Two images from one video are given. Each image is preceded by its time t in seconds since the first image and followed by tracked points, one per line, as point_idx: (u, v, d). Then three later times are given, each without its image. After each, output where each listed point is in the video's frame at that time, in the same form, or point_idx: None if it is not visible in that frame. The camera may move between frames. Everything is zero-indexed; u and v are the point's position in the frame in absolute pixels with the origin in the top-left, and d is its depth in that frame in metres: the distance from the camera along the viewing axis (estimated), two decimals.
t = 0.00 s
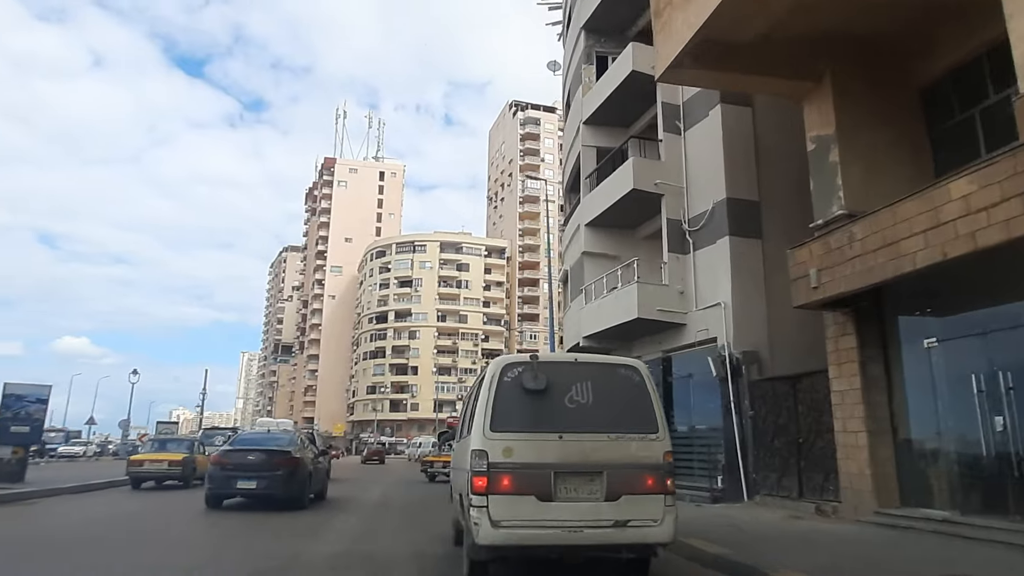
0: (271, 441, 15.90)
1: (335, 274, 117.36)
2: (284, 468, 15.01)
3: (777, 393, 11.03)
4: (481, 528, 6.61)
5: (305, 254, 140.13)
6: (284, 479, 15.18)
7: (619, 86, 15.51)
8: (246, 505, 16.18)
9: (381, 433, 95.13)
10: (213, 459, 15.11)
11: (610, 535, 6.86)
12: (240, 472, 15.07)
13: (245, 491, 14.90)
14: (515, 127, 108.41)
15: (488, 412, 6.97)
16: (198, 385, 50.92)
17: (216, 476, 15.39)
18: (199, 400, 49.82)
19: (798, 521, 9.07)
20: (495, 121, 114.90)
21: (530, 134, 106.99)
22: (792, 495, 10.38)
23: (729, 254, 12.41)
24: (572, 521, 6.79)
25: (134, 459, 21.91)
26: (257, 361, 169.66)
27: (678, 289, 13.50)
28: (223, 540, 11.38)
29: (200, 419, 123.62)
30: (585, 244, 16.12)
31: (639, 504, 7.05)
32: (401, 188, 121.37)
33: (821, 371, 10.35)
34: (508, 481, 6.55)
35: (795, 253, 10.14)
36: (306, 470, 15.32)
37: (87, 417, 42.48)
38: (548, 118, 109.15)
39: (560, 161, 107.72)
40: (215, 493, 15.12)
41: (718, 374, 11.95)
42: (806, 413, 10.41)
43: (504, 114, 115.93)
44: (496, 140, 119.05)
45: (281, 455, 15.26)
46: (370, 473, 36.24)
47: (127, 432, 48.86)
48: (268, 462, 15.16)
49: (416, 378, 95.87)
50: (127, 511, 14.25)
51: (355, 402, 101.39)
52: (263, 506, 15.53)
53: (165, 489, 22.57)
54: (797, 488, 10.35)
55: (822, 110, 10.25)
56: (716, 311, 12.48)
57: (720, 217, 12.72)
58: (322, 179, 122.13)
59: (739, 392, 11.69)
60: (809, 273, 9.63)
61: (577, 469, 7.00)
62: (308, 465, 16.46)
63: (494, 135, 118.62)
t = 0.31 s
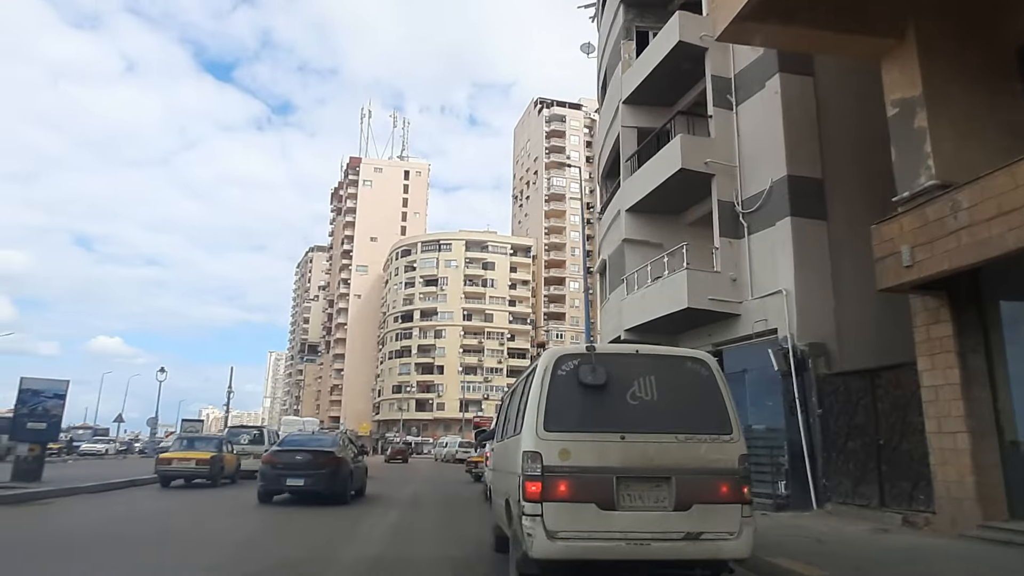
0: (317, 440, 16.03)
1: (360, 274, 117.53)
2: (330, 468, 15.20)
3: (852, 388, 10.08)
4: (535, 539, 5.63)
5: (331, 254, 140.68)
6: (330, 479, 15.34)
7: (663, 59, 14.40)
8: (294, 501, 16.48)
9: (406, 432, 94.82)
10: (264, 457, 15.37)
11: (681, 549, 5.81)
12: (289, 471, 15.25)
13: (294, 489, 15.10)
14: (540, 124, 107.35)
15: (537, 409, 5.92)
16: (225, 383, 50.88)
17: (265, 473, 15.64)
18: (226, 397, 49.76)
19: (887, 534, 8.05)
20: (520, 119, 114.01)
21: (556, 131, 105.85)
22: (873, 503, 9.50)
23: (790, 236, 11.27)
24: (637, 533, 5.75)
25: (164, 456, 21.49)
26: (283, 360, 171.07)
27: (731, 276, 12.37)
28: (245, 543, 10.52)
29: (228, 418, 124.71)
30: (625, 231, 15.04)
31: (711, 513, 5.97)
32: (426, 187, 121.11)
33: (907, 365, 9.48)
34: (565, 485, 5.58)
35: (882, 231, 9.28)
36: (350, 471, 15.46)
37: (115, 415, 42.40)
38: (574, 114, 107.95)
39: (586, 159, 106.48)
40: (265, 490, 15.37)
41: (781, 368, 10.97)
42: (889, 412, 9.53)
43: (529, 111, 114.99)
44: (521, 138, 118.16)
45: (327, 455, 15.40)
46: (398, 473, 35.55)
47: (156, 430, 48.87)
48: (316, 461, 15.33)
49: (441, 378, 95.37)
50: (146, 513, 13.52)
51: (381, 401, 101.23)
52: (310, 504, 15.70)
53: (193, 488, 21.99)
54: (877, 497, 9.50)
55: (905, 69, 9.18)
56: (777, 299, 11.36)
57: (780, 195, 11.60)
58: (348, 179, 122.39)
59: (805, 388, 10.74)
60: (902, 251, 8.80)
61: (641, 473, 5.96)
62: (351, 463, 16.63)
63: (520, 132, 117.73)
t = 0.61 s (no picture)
0: (357, 440, 17.24)
1: (382, 273, 117.46)
2: (370, 466, 16.38)
3: (940, 382, 9.85)
4: (601, 557, 4.68)
5: (352, 254, 140.86)
6: (370, 475, 16.58)
7: (709, 28, 13.55)
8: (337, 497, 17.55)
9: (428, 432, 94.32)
10: (310, 457, 16.68)
11: (772, 569, 4.77)
12: (332, 469, 16.47)
13: (337, 485, 16.30)
14: (562, 121, 106.25)
15: (597, 401, 5.03)
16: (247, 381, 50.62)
17: (311, 470, 16.88)
18: (247, 396, 49.50)
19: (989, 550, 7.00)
20: (541, 116, 112.97)
21: (578, 128, 104.75)
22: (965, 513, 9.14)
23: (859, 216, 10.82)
24: (721, 549, 4.74)
25: (188, 456, 20.89)
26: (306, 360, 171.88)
27: (787, 260, 12.01)
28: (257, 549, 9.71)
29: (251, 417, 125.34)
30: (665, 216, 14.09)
31: (806, 527, 4.93)
32: (447, 185, 120.63)
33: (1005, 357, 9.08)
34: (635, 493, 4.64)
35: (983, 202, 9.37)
36: (389, 468, 16.63)
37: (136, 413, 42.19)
38: (596, 111, 106.63)
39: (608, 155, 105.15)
40: (311, 486, 16.62)
41: (850, 362, 10.69)
42: (984, 414, 9.13)
43: (550, 108, 113.90)
44: (542, 135, 117.16)
45: (367, 454, 16.62)
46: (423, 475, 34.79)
47: (177, 429, 48.65)
48: (356, 460, 16.56)
49: (463, 377, 94.80)
50: (157, 515, 12.85)
51: (403, 400, 100.91)
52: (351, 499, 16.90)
53: (217, 487, 21.35)
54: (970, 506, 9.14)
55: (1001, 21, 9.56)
56: (844, 285, 11.01)
57: (844, 170, 11.17)
58: (369, 178, 122.39)
59: (879, 380, 10.56)
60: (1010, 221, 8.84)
61: (722, 478, 4.96)
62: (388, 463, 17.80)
63: (541, 130, 116.71)
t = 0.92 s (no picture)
0: (393, 442, 18.70)
1: (398, 272, 117.04)
2: (407, 465, 17.80)
3: None
4: None
5: (369, 253, 140.82)
6: (405, 475, 18.00)
7: None
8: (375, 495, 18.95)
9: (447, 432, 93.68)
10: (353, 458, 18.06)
11: None
12: (372, 468, 17.87)
13: (377, 483, 17.67)
14: (580, 118, 104.89)
15: (681, 388, 4.01)
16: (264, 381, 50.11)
17: (352, 470, 18.27)
18: (264, 395, 49.06)
19: None
20: (558, 113, 111.87)
21: (596, 125, 103.40)
22: None
23: (939, 187, 10.01)
24: None
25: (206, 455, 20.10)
26: (324, 359, 172.25)
27: (853, 240, 11.29)
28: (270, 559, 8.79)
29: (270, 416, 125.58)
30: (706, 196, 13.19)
31: (949, 551, 3.81)
32: (464, 184, 119.99)
33: None
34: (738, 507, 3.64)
35: None
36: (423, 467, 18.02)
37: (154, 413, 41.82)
38: (614, 107, 105.31)
39: (626, 152, 103.82)
40: (351, 484, 18.00)
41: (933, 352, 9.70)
42: None
43: (567, 105, 112.74)
44: (559, 132, 115.95)
45: (404, 455, 18.02)
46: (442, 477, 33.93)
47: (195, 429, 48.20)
48: (394, 460, 17.98)
49: (482, 376, 93.98)
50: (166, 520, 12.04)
51: (421, 400, 100.33)
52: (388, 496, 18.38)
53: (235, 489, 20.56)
54: None
55: None
56: (924, 266, 10.06)
57: (921, 137, 10.33)
58: (386, 177, 122.14)
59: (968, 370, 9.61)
60: None
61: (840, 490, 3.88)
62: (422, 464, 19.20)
63: (558, 127, 115.55)
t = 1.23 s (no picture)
0: (417, 441, 18.87)
1: (406, 270, 116.57)
2: (431, 464, 18.01)
3: None
4: None
5: (377, 253, 140.21)
6: (430, 474, 18.30)
7: None
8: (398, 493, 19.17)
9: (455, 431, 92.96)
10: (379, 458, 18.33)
11: None
12: (397, 467, 18.06)
13: (402, 482, 17.90)
14: (589, 114, 103.90)
15: (783, 364, 3.11)
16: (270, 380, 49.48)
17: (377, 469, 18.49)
18: (271, 395, 48.36)
19: None
20: (567, 110, 110.98)
21: (605, 121, 102.45)
22: None
23: (1012, 156, 9.12)
24: None
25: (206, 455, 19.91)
26: (332, 360, 171.82)
27: (912, 218, 10.52)
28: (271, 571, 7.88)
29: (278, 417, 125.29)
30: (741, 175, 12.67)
31: None
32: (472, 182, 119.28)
33: None
34: (872, 526, 2.74)
35: None
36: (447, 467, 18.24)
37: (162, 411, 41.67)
38: (623, 103, 104.26)
39: (636, 149, 102.79)
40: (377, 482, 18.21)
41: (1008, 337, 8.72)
42: None
43: (575, 102, 111.80)
44: (567, 129, 115.03)
45: (428, 455, 18.24)
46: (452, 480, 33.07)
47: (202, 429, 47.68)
48: (419, 459, 18.19)
49: (490, 375, 93.10)
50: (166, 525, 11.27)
51: (429, 399, 99.66)
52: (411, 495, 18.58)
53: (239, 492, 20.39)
54: None
55: None
56: (1000, 243, 9.13)
57: (992, 101, 9.45)
58: (393, 176, 121.62)
59: None
60: None
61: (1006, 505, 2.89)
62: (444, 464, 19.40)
63: (566, 124, 114.63)
